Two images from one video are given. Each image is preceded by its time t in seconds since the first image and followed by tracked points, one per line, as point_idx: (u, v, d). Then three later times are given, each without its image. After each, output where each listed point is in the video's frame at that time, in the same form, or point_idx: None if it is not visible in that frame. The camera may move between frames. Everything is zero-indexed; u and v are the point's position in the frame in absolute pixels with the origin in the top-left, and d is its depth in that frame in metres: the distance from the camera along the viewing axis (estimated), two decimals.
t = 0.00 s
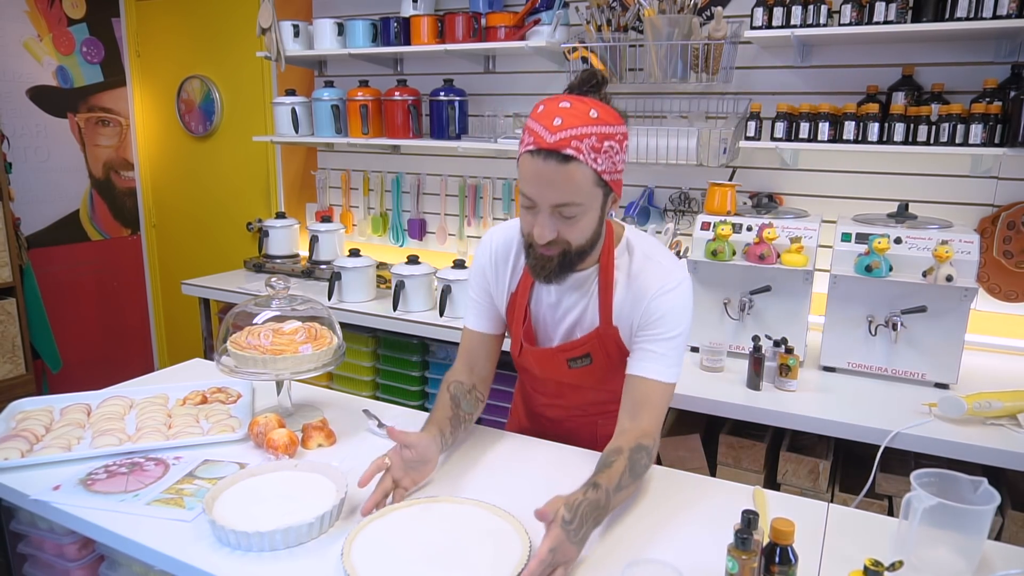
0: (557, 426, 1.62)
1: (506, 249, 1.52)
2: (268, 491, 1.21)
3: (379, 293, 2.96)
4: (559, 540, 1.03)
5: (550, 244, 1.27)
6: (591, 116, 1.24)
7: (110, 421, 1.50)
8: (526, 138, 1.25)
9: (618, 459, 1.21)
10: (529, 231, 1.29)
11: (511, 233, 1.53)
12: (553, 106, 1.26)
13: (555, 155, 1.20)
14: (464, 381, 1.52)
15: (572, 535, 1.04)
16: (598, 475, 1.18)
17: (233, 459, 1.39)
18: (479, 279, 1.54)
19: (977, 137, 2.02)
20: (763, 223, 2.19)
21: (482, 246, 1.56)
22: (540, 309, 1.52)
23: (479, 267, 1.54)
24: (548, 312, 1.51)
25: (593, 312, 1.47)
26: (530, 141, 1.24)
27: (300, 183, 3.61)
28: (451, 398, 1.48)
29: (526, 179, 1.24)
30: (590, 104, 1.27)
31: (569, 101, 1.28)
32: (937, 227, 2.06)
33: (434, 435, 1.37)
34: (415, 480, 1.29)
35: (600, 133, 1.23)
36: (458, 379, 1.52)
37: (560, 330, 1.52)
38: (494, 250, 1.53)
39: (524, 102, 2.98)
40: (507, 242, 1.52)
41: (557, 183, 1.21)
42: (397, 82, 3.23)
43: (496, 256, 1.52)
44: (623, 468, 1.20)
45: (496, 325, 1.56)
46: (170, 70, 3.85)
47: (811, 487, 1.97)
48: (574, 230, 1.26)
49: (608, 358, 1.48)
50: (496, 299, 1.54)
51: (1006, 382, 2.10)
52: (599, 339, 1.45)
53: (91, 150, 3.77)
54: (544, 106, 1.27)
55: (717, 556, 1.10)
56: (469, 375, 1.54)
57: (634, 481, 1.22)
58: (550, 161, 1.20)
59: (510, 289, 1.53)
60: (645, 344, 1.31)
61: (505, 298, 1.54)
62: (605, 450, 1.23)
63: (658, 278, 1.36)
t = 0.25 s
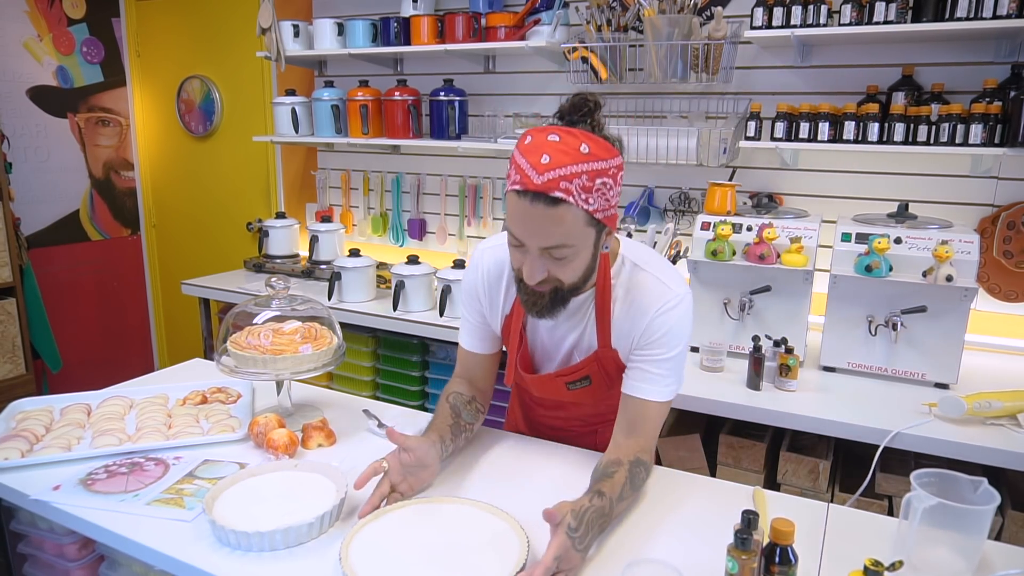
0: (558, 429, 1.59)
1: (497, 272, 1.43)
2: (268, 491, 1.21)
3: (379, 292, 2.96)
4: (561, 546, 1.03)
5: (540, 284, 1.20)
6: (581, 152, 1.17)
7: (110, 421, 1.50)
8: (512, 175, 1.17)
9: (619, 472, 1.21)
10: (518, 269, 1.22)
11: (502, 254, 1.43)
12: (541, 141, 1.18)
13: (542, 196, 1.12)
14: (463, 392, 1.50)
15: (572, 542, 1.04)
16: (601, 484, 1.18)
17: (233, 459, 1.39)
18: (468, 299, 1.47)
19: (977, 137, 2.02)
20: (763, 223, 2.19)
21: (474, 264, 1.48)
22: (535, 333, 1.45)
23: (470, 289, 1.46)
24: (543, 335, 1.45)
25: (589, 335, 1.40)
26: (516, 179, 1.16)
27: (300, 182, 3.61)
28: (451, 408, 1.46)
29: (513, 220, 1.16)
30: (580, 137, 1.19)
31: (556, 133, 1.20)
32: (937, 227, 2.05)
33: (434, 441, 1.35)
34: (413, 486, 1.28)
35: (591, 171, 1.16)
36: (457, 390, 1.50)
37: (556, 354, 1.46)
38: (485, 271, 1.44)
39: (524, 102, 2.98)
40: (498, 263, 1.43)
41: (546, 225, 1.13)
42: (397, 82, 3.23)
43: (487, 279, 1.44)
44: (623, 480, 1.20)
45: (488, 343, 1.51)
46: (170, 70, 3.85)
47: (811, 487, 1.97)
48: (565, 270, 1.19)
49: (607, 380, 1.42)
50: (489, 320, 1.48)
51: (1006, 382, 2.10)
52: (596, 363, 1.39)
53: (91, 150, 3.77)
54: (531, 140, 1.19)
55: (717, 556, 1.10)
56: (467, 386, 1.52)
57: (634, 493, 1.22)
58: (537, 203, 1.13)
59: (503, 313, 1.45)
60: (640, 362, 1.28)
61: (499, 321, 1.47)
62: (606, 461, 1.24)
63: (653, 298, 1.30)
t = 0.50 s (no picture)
0: (560, 436, 1.59)
1: (497, 281, 1.42)
2: (269, 491, 1.21)
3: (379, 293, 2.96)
4: (558, 548, 1.03)
5: (542, 296, 1.20)
6: (583, 166, 1.16)
7: (110, 421, 1.50)
8: (513, 187, 1.17)
9: (619, 475, 1.21)
10: (519, 281, 1.22)
11: (503, 262, 1.42)
12: (542, 153, 1.18)
13: (543, 211, 1.12)
14: (464, 390, 1.50)
15: (571, 544, 1.04)
16: (601, 487, 1.18)
17: (233, 459, 1.39)
18: (469, 302, 1.46)
19: (977, 137, 2.02)
20: (763, 223, 2.19)
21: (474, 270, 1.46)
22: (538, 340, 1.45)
23: (472, 296, 1.46)
24: (546, 343, 1.44)
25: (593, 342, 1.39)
26: (517, 192, 1.15)
27: (300, 183, 3.61)
28: (451, 406, 1.46)
29: (513, 234, 1.16)
30: (582, 149, 1.19)
31: (557, 145, 1.20)
32: (937, 227, 2.05)
33: (435, 437, 1.36)
34: (415, 483, 1.28)
35: (593, 185, 1.16)
36: (458, 389, 1.50)
37: (560, 361, 1.45)
38: (485, 279, 1.43)
39: (524, 102, 2.98)
40: (498, 270, 1.42)
41: (547, 240, 1.13)
42: (397, 82, 3.23)
43: (488, 287, 1.43)
44: (623, 483, 1.20)
45: (489, 346, 1.51)
46: (170, 70, 3.85)
47: (811, 486, 1.97)
48: (566, 283, 1.18)
49: (610, 387, 1.42)
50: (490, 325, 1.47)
51: (1006, 382, 2.10)
52: (600, 371, 1.39)
53: (91, 150, 3.77)
54: (533, 152, 1.19)
55: (717, 556, 1.10)
56: (468, 385, 1.52)
57: (634, 497, 1.22)
58: (538, 218, 1.13)
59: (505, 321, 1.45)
60: (641, 369, 1.28)
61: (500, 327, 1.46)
62: (606, 464, 1.24)
63: (657, 304, 1.29)
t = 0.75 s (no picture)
0: (562, 436, 1.60)
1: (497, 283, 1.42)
2: (269, 491, 1.21)
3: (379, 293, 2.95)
4: (558, 550, 1.02)
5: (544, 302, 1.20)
6: (584, 172, 1.16)
7: (110, 421, 1.50)
8: (514, 194, 1.16)
9: (619, 477, 1.21)
10: (522, 287, 1.22)
11: (503, 263, 1.42)
12: (543, 160, 1.18)
13: (545, 220, 1.12)
14: (466, 391, 1.50)
15: (570, 546, 1.04)
16: (601, 489, 1.18)
17: (233, 459, 1.39)
18: (470, 303, 1.46)
19: (977, 137, 2.02)
20: (763, 223, 2.19)
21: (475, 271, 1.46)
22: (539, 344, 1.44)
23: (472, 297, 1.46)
24: (547, 347, 1.44)
25: (595, 346, 1.39)
26: (518, 199, 1.15)
27: (300, 182, 3.61)
28: (453, 407, 1.46)
29: (515, 242, 1.16)
30: (584, 155, 1.18)
31: (558, 151, 1.19)
32: (937, 227, 2.05)
33: (437, 437, 1.36)
34: (417, 484, 1.28)
35: (595, 192, 1.15)
36: (460, 389, 1.50)
37: (561, 365, 1.45)
38: (486, 280, 1.43)
39: (524, 102, 2.98)
40: (498, 271, 1.41)
41: (550, 248, 1.13)
42: (397, 82, 3.23)
43: (488, 288, 1.43)
44: (623, 485, 1.20)
45: (490, 348, 1.51)
46: (170, 70, 3.85)
47: (811, 487, 1.97)
48: (569, 289, 1.18)
49: (611, 391, 1.41)
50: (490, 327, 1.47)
51: (1006, 382, 2.10)
52: (601, 375, 1.38)
53: (91, 150, 3.77)
54: (533, 158, 1.18)
55: (717, 556, 1.10)
56: (470, 386, 1.52)
57: (633, 499, 1.21)
58: (540, 226, 1.12)
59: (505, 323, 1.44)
60: (642, 371, 1.28)
61: (500, 329, 1.46)
62: (607, 465, 1.24)
63: (659, 307, 1.28)
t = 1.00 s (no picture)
0: (561, 437, 1.60)
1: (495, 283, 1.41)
2: (270, 491, 1.21)
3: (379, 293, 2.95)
4: (559, 552, 1.02)
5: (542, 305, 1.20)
6: (580, 176, 1.16)
7: (110, 421, 1.50)
8: (510, 199, 1.16)
9: (620, 478, 1.21)
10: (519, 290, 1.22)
11: (500, 264, 1.42)
12: (539, 164, 1.17)
13: (542, 225, 1.12)
14: (466, 391, 1.50)
15: (572, 548, 1.04)
16: (602, 491, 1.17)
17: (233, 459, 1.39)
18: (468, 304, 1.46)
19: (977, 137, 2.02)
20: (763, 223, 2.19)
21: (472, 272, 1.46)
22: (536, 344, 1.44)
23: (469, 298, 1.45)
24: (545, 347, 1.43)
25: (593, 346, 1.39)
26: (514, 204, 1.15)
27: (300, 182, 3.61)
28: (454, 407, 1.46)
29: (512, 247, 1.16)
30: (580, 158, 1.18)
31: (553, 155, 1.19)
32: (937, 227, 2.05)
33: (439, 437, 1.36)
34: (422, 484, 1.28)
35: (591, 196, 1.15)
36: (460, 389, 1.50)
37: (559, 366, 1.45)
38: (483, 281, 1.43)
39: (523, 102, 2.98)
40: (496, 272, 1.41)
41: (547, 253, 1.13)
42: (397, 82, 3.23)
43: (485, 289, 1.43)
44: (624, 487, 1.19)
45: (489, 349, 1.51)
46: (170, 70, 3.85)
47: (811, 487, 1.97)
48: (566, 293, 1.18)
49: (609, 392, 1.41)
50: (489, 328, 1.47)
51: (1006, 382, 2.10)
52: (599, 376, 1.38)
53: (91, 150, 3.77)
54: (529, 162, 1.18)
55: (717, 557, 1.09)
56: (470, 386, 1.52)
57: (633, 500, 1.21)
58: (536, 231, 1.13)
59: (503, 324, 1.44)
60: (640, 372, 1.28)
61: (498, 329, 1.46)
62: (607, 466, 1.23)
63: (657, 307, 1.28)
